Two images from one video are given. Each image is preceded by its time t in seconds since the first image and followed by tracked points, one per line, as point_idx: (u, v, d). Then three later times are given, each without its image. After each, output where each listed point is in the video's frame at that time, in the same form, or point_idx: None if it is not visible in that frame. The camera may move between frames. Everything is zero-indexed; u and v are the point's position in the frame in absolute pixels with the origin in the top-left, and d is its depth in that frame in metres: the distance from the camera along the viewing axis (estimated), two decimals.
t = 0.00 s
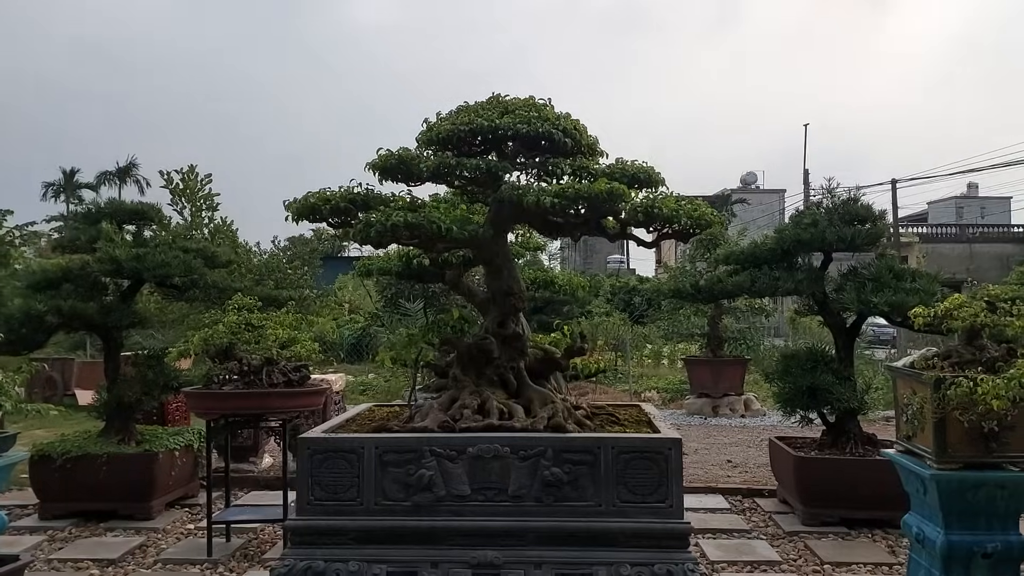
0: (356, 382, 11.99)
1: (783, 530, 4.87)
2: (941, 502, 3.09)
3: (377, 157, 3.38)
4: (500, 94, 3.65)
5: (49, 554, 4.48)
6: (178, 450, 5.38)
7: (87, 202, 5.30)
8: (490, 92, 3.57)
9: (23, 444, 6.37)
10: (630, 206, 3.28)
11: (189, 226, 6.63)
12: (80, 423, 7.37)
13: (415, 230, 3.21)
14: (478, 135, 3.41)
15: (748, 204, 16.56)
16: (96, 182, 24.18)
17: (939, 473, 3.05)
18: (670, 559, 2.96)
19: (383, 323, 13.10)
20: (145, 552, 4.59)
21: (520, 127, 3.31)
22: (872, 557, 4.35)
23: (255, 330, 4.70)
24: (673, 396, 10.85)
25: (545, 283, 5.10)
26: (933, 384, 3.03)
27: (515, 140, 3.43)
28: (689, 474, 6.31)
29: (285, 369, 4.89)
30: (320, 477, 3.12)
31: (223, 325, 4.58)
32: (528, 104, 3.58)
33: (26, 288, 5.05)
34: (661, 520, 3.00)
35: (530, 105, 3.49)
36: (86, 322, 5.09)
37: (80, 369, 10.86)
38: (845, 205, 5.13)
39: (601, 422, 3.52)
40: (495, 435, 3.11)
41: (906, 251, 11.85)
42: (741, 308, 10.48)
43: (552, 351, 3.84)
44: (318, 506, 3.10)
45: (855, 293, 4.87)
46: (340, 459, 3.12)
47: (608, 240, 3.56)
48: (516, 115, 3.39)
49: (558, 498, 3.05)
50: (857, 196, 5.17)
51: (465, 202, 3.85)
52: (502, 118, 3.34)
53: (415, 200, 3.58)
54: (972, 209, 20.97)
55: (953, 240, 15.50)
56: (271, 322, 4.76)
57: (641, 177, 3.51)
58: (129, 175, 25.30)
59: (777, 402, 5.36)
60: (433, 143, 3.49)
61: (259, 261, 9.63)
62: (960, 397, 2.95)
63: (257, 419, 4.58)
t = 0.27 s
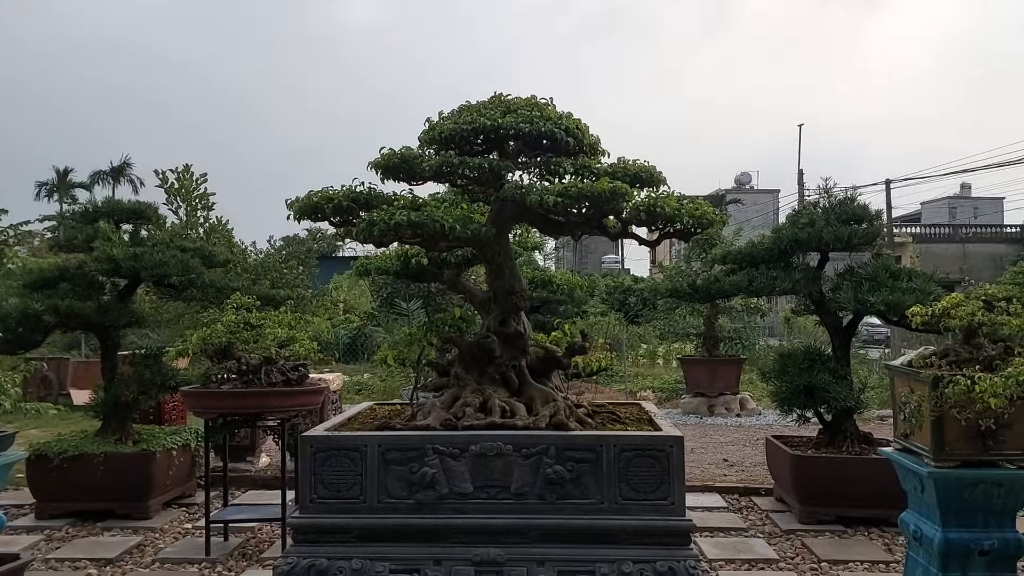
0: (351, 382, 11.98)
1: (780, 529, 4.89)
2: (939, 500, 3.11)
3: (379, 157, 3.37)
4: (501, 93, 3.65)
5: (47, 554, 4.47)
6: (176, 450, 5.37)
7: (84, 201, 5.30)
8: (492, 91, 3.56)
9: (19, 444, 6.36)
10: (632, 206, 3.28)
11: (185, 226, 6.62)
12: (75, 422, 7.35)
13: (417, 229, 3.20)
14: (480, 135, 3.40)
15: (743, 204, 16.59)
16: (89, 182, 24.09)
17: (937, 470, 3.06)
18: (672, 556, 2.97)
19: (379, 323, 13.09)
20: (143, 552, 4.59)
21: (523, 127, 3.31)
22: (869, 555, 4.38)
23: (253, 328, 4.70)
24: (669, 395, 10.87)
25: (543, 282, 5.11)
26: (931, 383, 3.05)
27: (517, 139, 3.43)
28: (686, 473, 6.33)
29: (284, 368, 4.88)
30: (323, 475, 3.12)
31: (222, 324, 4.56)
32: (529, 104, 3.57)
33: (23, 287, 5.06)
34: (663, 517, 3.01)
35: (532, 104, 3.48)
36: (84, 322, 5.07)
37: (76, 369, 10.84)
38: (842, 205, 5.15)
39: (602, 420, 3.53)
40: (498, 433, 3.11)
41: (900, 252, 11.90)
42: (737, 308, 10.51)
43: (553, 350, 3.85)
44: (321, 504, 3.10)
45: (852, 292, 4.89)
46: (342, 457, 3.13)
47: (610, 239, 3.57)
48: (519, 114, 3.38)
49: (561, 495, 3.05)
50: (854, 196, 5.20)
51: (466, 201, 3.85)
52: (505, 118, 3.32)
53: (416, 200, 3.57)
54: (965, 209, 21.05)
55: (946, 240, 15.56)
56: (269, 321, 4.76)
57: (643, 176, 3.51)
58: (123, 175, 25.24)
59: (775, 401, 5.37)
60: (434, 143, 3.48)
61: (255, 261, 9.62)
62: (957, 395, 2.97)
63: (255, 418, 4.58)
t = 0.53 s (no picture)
0: (348, 381, 11.97)
1: (779, 528, 4.89)
2: (939, 499, 3.11)
3: (380, 155, 3.36)
4: (502, 91, 3.63)
5: (44, 554, 4.46)
6: (173, 449, 5.35)
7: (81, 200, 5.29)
8: (493, 89, 3.55)
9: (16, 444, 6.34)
10: (633, 205, 3.28)
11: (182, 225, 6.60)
12: (72, 422, 7.34)
13: (419, 228, 3.20)
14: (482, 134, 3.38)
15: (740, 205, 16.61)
16: (86, 182, 24.05)
17: (937, 469, 3.06)
18: (675, 555, 2.97)
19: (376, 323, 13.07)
20: (140, 552, 4.57)
21: (525, 125, 3.30)
22: (868, 554, 4.38)
23: (250, 327, 4.68)
24: (666, 395, 10.87)
25: (542, 282, 5.10)
26: (931, 382, 3.05)
27: (519, 138, 3.42)
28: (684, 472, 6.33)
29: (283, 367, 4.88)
30: (325, 474, 3.11)
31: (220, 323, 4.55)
32: (530, 102, 3.56)
33: (20, 285, 5.05)
34: (665, 516, 3.01)
35: (533, 102, 3.47)
36: (81, 321, 5.05)
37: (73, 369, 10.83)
38: (840, 205, 5.16)
39: (604, 419, 3.52)
40: (500, 432, 3.10)
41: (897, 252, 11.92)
42: (734, 307, 10.52)
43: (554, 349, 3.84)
44: (323, 503, 3.09)
45: (850, 291, 4.89)
46: (344, 456, 3.12)
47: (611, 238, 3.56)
48: (520, 112, 3.37)
49: (563, 495, 3.05)
50: (852, 196, 5.21)
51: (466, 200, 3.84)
52: (506, 116, 3.31)
53: (417, 199, 3.56)
54: (960, 210, 21.07)
55: (943, 240, 15.59)
56: (268, 321, 4.75)
57: (644, 175, 3.51)
58: (120, 174, 25.20)
59: (773, 401, 5.37)
60: (435, 142, 3.47)
61: (252, 260, 9.61)
62: (957, 394, 2.97)
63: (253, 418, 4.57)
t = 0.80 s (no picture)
0: (344, 381, 11.93)
1: (780, 526, 4.88)
2: (945, 497, 3.10)
3: (386, 149, 3.34)
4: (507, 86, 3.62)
5: (42, 554, 4.42)
6: (171, 448, 5.31)
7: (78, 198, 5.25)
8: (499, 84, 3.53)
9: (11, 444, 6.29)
10: (642, 202, 3.26)
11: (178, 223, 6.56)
12: (67, 422, 7.28)
13: (426, 223, 3.17)
14: (488, 129, 3.36)
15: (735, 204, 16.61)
16: (79, 180, 23.95)
17: (942, 467, 3.06)
18: (685, 554, 2.96)
19: (371, 321, 13.03)
20: (139, 551, 4.54)
21: (533, 119, 3.27)
22: (871, 552, 4.38)
23: (248, 323, 4.65)
24: (663, 393, 10.87)
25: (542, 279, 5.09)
26: (937, 379, 3.05)
27: (526, 133, 3.40)
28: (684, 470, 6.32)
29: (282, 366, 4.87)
30: (330, 473, 3.08)
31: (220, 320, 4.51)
32: (537, 97, 3.54)
33: (16, 283, 4.98)
34: (675, 514, 2.99)
35: (540, 97, 3.45)
36: (78, 319, 5.01)
37: (68, 368, 10.78)
38: (842, 202, 5.16)
39: (611, 416, 3.50)
40: (507, 429, 3.08)
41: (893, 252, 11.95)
42: (731, 306, 10.52)
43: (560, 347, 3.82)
44: (328, 502, 3.06)
45: (851, 289, 4.88)
46: (350, 454, 3.09)
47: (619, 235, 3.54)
48: (528, 107, 3.34)
49: (571, 493, 3.03)
50: (853, 194, 5.21)
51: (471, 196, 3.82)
52: (513, 111, 3.28)
53: (421, 194, 3.53)
54: (954, 209, 21.13)
55: (937, 239, 15.61)
56: (268, 318, 4.72)
57: (652, 171, 3.50)
58: (113, 173, 25.09)
59: (775, 399, 5.36)
60: (440, 137, 3.45)
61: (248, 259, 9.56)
62: (963, 391, 2.97)
63: (251, 417, 4.54)
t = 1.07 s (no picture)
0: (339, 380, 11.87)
1: (783, 526, 4.86)
2: (954, 497, 3.08)
3: (396, 146, 3.30)
4: (517, 82, 3.58)
5: (40, 556, 4.36)
6: (170, 449, 5.27)
7: (74, 196, 5.20)
8: (510, 80, 3.49)
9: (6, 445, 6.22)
10: (657, 197, 3.20)
11: (173, 222, 6.51)
12: (62, 422, 7.22)
13: (438, 221, 3.14)
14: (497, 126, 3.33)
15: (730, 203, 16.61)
16: (71, 179, 23.85)
17: (952, 466, 3.04)
18: (701, 556, 2.93)
19: (367, 320, 12.98)
20: (138, 553, 4.49)
21: (544, 115, 3.22)
22: (875, 552, 4.37)
23: (249, 323, 4.64)
24: (660, 392, 10.85)
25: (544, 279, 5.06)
26: (947, 378, 3.04)
27: (537, 130, 3.36)
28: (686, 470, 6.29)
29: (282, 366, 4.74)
30: (341, 475, 3.04)
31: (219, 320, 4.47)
32: (548, 93, 3.51)
33: (12, 283, 4.91)
34: (691, 516, 2.97)
35: (551, 93, 3.42)
36: (75, 319, 4.95)
37: (62, 368, 10.71)
38: (844, 201, 5.16)
39: (623, 417, 3.47)
40: (520, 430, 3.05)
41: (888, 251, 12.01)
42: (729, 304, 10.50)
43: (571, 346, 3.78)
44: (339, 504, 3.02)
45: (855, 287, 4.87)
46: (361, 456, 3.05)
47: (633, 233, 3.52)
48: (539, 103, 3.29)
49: (586, 494, 3.00)
50: (855, 192, 5.20)
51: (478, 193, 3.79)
52: (524, 106, 3.24)
53: (429, 192, 3.49)
54: (946, 207, 21.18)
55: (930, 238, 15.64)
56: (268, 318, 4.68)
57: (665, 169, 3.49)
58: (106, 172, 24.95)
59: (777, 398, 5.34)
60: (450, 134, 3.41)
61: (244, 258, 9.51)
62: (974, 390, 2.95)
63: (251, 417, 4.50)
